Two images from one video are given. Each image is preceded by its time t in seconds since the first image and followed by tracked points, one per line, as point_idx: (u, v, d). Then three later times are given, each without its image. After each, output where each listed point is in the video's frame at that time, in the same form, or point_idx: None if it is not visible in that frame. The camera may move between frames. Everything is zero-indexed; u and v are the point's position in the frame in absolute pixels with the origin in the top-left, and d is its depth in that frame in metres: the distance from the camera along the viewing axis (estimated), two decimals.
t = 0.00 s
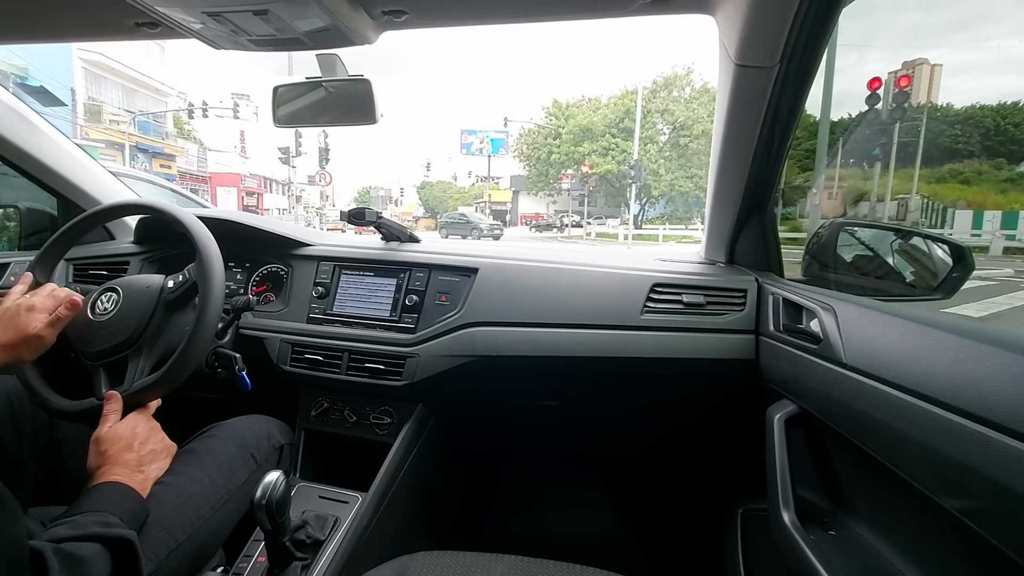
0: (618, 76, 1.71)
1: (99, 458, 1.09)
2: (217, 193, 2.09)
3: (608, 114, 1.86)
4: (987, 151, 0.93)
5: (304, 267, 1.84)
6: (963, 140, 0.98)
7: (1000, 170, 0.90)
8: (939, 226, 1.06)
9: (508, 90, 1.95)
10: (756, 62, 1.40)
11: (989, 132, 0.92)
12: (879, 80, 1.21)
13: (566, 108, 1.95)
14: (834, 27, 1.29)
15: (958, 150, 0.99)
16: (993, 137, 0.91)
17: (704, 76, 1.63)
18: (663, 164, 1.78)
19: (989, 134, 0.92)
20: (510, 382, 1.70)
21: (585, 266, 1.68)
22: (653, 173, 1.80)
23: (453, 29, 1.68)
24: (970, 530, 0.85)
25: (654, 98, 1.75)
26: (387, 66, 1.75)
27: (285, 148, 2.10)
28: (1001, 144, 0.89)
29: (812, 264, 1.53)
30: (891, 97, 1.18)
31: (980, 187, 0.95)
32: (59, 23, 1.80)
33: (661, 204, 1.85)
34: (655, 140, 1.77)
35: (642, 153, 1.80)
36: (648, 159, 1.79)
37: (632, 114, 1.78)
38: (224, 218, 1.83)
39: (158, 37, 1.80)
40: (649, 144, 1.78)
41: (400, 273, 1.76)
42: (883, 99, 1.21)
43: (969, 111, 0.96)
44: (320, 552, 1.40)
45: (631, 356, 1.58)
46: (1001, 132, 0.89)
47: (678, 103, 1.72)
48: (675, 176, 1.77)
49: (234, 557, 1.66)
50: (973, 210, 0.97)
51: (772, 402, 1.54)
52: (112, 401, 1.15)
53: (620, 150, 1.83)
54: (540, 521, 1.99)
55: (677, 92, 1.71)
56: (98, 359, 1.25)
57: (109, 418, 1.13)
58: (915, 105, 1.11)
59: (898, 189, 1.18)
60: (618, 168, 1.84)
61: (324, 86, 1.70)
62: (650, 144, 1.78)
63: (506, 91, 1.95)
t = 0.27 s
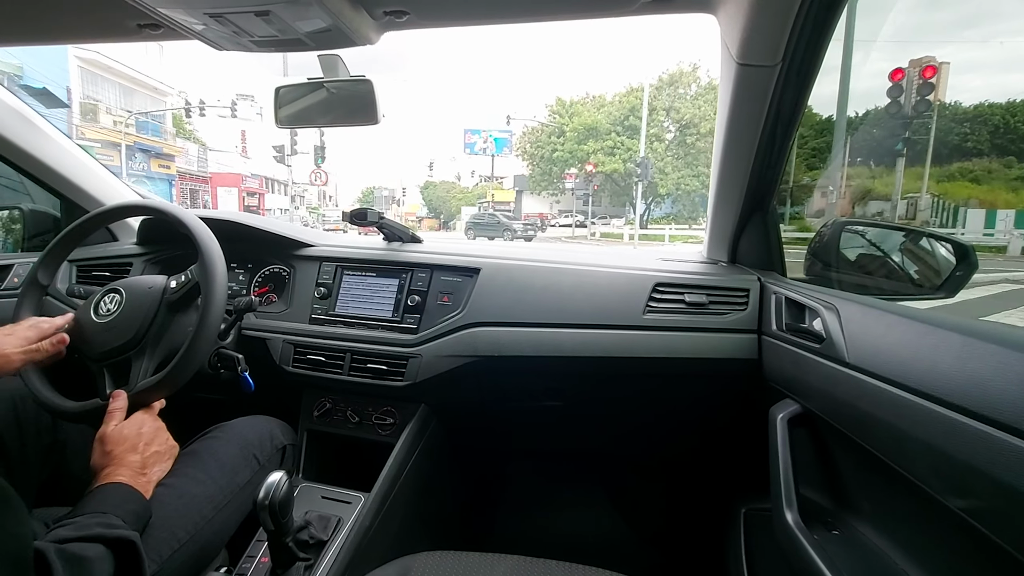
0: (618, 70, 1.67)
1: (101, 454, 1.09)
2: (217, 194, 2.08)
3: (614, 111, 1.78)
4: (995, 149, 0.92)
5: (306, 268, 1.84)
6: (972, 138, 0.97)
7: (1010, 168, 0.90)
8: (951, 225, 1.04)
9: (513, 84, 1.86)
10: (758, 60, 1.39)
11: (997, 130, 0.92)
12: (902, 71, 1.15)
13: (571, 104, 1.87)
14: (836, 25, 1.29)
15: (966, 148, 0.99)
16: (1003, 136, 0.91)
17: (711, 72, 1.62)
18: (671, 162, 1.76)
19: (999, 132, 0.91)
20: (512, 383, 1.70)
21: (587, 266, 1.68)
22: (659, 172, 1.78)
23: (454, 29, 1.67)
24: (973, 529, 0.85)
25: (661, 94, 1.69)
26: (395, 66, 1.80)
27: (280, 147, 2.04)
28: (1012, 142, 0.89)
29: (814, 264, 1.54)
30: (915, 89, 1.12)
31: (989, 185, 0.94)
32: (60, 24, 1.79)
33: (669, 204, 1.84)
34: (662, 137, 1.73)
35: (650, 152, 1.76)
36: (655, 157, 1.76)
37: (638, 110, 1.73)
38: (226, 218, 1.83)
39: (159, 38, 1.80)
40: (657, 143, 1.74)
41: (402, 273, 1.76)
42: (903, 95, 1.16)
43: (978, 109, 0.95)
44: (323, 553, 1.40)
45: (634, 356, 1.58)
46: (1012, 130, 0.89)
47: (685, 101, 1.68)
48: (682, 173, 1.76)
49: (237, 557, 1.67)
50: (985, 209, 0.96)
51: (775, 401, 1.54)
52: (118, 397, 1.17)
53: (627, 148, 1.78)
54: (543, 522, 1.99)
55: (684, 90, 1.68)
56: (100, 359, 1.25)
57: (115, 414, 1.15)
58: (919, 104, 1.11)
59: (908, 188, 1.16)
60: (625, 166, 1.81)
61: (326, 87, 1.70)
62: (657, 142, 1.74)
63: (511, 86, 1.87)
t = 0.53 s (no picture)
0: (627, 68, 1.67)
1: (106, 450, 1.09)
2: (217, 194, 2.08)
3: (618, 109, 1.80)
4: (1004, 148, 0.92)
5: (307, 266, 1.84)
6: (978, 137, 0.97)
7: (1019, 167, 0.89)
8: (959, 225, 1.02)
9: (517, 82, 1.86)
10: (759, 59, 1.39)
11: (1005, 129, 0.91)
12: (922, 63, 1.10)
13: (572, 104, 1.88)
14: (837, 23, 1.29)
15: (971, 148, 0.98)
16: (1011, 134, 0.90)
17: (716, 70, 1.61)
18: (678, 161, 1.76)
19: (1005, 131, 0.91)
20: (513, 382, 1.70)
21: (588, 265, 1.68)
22: (665, 171, 1.78)
23: (455, 28, 1.67)
24: (973, 528, 0.85)
25: (666, 93, 1.69)
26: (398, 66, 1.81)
27: (276, 146, 2.04)
28: (1020, 142, 0.89)
29: (816, 263, 1.54)
30: (936, 82, 1.07)
31: (998, 185, 0.93)
32: (60, 23, 1.79)
33: (674, 204, 1.84)
34: (668, 136, 1.75)
35: (655, 148, 1.77)
36: (661, 155, 1.77)
37: (642, 109, 1.74)
38: (228, 217, 1.83)
39: (160, 36, 1.79)
40: (662, 141, 1.75)
41: (403, 272, 1.76)
42: (923, 88, 1.11)
43: (984, 108, 0.95)
44: (325, 551, 1.41)
45: (635, 354, 1.58)
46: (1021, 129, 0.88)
47: (692, 99, 1.68)
48: (687, 172, 1.76)
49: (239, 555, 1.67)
50: (995, 208, 0.94)
51: (775, 400, 1.54)
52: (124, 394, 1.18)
53: (631, 146, 1.79)
54: (543, 521, 2.00)
55: (689, 88, 1.67)
56: (104, 357, 1.25)
57: (121, 410, 1.15)
58: (923, 103, 1.10)
59: (919, 188, 1.13)
60: (630, 165, 1.81)
61: (328, 85, 1.70)
62: (663, 140, 1.76)
63: (513, 85, 1.89)
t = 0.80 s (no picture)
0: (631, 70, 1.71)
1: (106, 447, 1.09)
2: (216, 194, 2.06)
3: (619, 108, 1.83)
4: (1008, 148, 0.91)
5: (307, 264, 1.84)
6: (982, 137, 0.96)
7: None
8: (964, 224, 1.01)
9: (517, 80, 1.91)
10: (761, 59, 1.39)
11: (1010, 127, 0.90)
12: (936, 56, 1.06)
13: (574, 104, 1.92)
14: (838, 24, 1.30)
15: (974, 147, 0.98)
16: (1015, 134, 0.89)
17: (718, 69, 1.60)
18: (680, 160, 1.75)
19: (1010, 130, 0.90)
20: (512, 380, 1.70)
21: (588, 264, 1.68)
22: (666, 170, 1.78)
23: (456, 26, 1.67)
24: (972, 529, 0.85)
25: (667, 91, 1.73)
26: (394, 65, 1.76)
27: (270, 145, 2.05)
28: None
29: (816, 263, 1.54)
30: (950, 76, 1.03)
31: (1003, 184, 0.92)
32: (61, 20, 1.79)
33: (675, 203, 1.85)
34: (670, 135, 1.78)
35: (658, 147, 1.79)
36: (663, 154, 1.78)
37: (645, 109, 1.78)
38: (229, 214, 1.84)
39: (161, 33, 1.79)
40: (664, 139, 1.78)
41: (402, 270, 1.76)
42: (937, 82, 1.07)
43: (988, 108, 0.94)
44: (323, 549, 1.41)
45: (634, 354, 1.58)
46: None
47: (695, 98, 1.68)
48: (691, 172, 1.74)
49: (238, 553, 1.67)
50: (1002, 207, 0.93)
51: (775, 400, 1.54)
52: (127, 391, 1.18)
53: (633, 145, 1.81)
54: (543, 520, 2.00)
55: (692, 85, 1.68)
56: (104, 354, 1.25)
57: (123, 407, 1.15)
58: (925, 104, 1.10)
59: (920, 187, 1.13)
60: (632, 164, 1.82)
61: (328, 83, 1.71)
62: (665, 139, 1.79)
63: (514, 83, 1.94)
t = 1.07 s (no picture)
0: (619, 66, 1.67)
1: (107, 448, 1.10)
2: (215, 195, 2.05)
3: (619, 107, 1.78)
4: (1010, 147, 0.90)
5: (307, 264, 1.84)
6: (984, 136, 0.96)
7: None
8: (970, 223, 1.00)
9: (518, 80, 1.86)
10: (761, 58, 1.38)
11: (1013, 126, 0.90)
12: (949, 49, 1.03)
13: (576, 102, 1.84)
14: (839, 23, 1.29)
15: (976, 146, 0.97)
16: (1017, 133, 0.89)
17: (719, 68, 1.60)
18: (681, 160, 1.75)
19: (1013, 129, 0.89)
20: (512, 380, 1.70)
21: (588, 264, 1.68)
22: (668, 171, 1.76)
23: (456, 25, 1.67)
24: (972, 529, 0.85)
25: (669, 90, 1.67)
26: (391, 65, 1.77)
27: (266, 145, 1.95)
28: None
29: (816, 262, 1.54)
30: (963, 70, 1.00)
31: (1007, 183, 0.91)
32: (61, 20, 1.79)
33: (677, 203, 1.84)
34: (672, 134, 1.73)
35: (660, 146, 1.75)
36: (666, 153, 1.75)
37: (648, 108, 1.71)
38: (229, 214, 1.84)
39: (161, 33, 1.79)
40: (666, 140, 1.74)
41: (402, 270, 1.76)
42: (951, 76, 1.03)
43: (990, 106, 0.94)
44: (323, 548, 1.41)
45: (634, 353, 1.58)
46: None
47: (696, 96, 1.68)
48: (694, 172, 1.76)
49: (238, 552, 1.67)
50: (1007, 206, 0.92)
51: (775, 399, 1.54)
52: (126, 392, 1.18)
53: (635, 144, 1.76)
54: (543, 520, 1.99)
55: (694, 84, 1.67)
56: (104, 354, 1.25)
57: (123, 409, 1.15)
58: (925, 103, 1.10)
59: (924, 186, 1.12)
60: (634, 164, 1.77)
61: (328, 83, 1.71)
62: (667, 138, 1.74)
63: (514, 82, 1.87)
